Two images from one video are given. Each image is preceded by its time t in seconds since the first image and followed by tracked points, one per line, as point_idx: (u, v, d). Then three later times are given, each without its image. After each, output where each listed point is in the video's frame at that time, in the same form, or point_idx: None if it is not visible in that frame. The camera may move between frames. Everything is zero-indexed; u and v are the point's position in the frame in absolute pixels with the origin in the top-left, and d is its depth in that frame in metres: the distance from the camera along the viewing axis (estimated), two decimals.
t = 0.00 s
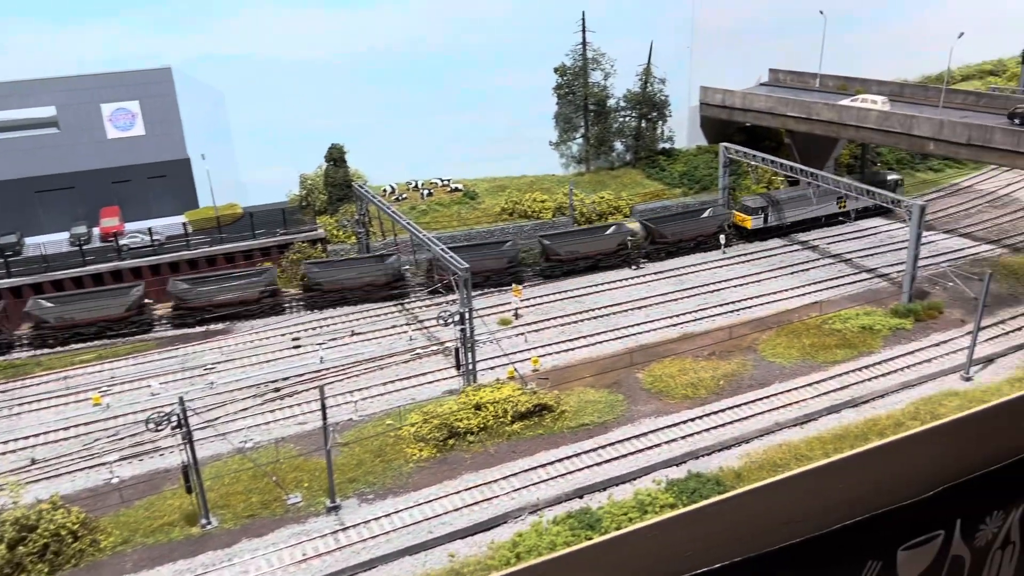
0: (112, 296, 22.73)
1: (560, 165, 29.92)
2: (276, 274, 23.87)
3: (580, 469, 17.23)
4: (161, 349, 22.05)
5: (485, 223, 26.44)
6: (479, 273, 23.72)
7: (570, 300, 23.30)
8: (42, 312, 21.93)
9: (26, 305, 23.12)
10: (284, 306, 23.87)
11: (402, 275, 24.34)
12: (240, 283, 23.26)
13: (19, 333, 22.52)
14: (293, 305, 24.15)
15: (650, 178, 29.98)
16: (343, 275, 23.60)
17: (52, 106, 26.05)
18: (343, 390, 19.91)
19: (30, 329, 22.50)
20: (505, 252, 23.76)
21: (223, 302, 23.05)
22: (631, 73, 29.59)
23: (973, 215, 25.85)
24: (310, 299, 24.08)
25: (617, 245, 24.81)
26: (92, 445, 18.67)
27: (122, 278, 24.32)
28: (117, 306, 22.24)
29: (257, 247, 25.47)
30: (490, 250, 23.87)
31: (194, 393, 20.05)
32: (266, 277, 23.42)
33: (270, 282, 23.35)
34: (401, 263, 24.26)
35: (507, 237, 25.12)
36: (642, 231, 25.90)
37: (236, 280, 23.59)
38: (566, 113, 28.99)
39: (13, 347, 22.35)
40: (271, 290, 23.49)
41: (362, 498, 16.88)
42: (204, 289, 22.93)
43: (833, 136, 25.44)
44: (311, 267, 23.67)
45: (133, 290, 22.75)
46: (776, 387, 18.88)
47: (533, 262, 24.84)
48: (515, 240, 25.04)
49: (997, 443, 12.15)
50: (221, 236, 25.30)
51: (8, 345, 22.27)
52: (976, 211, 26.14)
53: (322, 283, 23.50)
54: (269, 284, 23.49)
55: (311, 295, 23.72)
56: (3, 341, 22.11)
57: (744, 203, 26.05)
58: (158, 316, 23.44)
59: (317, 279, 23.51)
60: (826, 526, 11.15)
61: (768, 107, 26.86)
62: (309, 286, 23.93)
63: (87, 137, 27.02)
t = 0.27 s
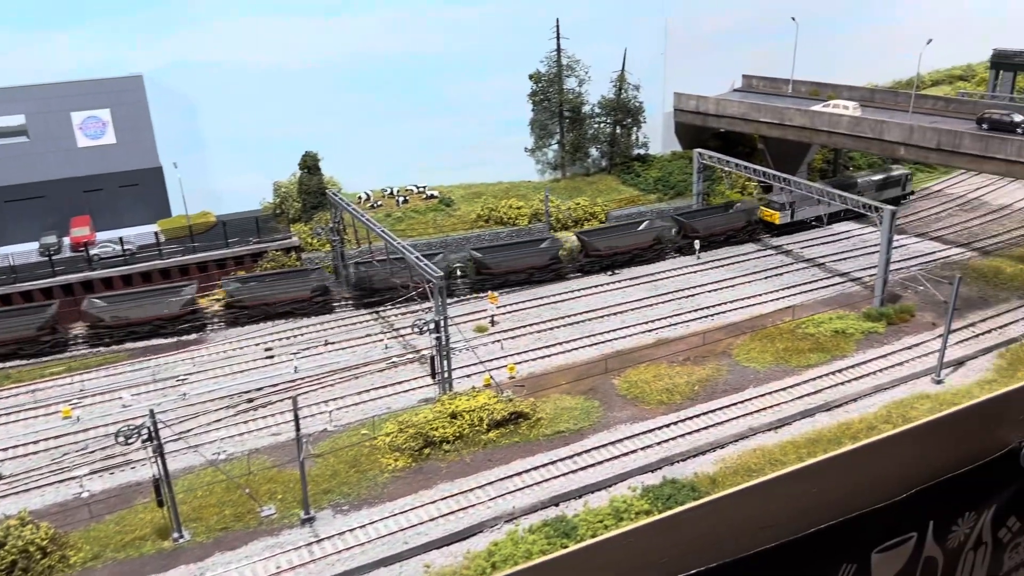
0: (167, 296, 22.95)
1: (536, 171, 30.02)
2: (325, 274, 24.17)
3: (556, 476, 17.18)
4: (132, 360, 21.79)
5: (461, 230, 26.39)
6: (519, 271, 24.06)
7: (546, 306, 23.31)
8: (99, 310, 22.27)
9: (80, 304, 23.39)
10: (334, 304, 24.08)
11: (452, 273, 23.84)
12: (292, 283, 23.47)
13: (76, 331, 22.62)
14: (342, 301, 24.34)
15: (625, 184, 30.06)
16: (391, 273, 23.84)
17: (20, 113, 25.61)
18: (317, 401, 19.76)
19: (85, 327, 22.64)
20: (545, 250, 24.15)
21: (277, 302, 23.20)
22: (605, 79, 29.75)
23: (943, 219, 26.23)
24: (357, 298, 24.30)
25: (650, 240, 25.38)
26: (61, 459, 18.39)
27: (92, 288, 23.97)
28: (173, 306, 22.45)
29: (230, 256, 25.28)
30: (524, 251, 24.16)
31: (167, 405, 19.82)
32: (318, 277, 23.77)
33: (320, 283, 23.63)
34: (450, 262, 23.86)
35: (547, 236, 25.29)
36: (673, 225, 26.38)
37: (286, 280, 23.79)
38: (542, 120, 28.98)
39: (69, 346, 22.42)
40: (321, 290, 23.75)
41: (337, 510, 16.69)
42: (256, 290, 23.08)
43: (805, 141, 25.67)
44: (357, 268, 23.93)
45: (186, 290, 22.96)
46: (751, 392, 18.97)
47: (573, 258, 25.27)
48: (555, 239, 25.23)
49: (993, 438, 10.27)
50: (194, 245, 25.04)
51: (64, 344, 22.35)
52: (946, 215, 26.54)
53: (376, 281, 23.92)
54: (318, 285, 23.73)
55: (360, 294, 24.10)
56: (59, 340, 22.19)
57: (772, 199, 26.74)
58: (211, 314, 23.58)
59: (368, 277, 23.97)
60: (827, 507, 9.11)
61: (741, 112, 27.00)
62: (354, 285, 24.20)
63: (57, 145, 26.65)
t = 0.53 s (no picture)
0: (223, 293, 23.36)
1: (514, 177, 30.02)
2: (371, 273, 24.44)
3: (534, 484, 17.10)
4: (106, 371, 21.52)
5: (439, 236, 26.34)
6: (559, 267, 24.79)
7: (525, 312, 23.32)
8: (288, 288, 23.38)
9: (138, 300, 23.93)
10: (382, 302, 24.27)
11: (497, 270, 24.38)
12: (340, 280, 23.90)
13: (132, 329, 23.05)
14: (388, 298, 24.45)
15: (603, 190, 30.18)
16: (444, 271, 23.59)
17: None
18: (293, 409, 19.59)
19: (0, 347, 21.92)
20: (583, 245, 24.93)
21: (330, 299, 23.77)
22: (581, 86, 29.86)
23: (916, 223, 26.56)
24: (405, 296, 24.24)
25: (683, 234, 26.16)
26: (32, 471, 18.08)
27: (65, 298, 23.66)
28: (228, 303, 22.89)
29: (205, 264, 25.10)
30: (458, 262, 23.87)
31: (141, 415, 19.58)
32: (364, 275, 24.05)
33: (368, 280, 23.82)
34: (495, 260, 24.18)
35: (584, 232, 26.14)
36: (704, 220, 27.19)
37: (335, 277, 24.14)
38: (520, 126, 29.14)
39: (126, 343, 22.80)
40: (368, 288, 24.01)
41: (314, 520, 16.47)
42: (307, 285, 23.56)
43: (780, 147, 25.89)
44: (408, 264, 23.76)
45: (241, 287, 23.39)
46: (727, 396, 19.05)
47: (610, 252, 25.97)
48: (593, 234, 26.08)
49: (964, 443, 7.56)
50: (169, 253, 24.81)
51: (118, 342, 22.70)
52: (919, 219, 26.90)
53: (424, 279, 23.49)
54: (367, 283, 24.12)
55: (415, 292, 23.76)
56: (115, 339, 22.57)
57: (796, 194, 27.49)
58: (265, 310, 23.96)
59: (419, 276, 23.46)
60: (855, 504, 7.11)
61: (716, 118, 27.17)
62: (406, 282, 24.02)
63: (29, 153, 26.29)
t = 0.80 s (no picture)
0: (277, 291, 23.76)
1: (491, 185, 30.01)
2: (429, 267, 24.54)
3: (510, 491, 17.03)
4: (79, 382, 21.30)
5: (416, 244, 26.34)
6: (600, 260, 25.73)
7: (502, 319, 23.37)
8: (219, 304, 23.07)
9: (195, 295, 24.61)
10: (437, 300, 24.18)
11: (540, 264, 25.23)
12: (399, 276, 23.60)
13: (52, 348, 22.52)
14: (441, 295, 24.45)
15: (579, 197, 30.37)
16: (493, 268, 24.23)
17: None
18: (268, 419, 19.48)
19: (63, 344, 22.49)
20: (621, 239, 25.83)
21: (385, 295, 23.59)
22: (558, 93, 30.03)
23: (889, 228, 26.94)
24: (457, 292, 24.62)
25: (715, 228, 27.17)
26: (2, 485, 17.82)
27: (37, 308, 23.38)
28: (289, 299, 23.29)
29: (180, 273, 24.96)
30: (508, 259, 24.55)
31: (115, 426, 19.39)
32: (422, 271, 23.76)
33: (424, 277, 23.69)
34: (538, 255, 25.01)
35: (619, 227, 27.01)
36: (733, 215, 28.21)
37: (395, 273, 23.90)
38: (495, 134, 29.04)
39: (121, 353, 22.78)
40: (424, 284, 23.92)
41: (289, 530, 16.30)
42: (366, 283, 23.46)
43: (754, 153, 26.14)
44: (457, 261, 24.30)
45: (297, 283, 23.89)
46: (703, 401, 19.17)
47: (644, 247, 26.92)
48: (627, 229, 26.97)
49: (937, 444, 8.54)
50: (143, 262, 24.64)
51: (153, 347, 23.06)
52: (892, 224, 27.29)
53: (473, 275, 23.95)
54: (422, 280, 23.77)
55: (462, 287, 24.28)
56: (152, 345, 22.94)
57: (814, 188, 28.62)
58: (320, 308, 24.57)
59: (468, 274, 23.82)
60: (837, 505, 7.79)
61: (691, 125, 27.38)
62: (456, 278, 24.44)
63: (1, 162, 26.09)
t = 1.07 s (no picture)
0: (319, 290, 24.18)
1: (469, 192, 30.12)
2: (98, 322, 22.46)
3: (487, 498, 16.87)
4: (53, 392, 21.06)
5: (393, 251, 26.32)
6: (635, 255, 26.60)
7: (480, 326, 23.41)
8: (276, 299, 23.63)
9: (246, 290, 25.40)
10: (484, 294, 24.99)
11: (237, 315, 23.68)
12: (441, 276, 24.08)
13: (116, 343, 22.99)
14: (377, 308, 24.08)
15: (558, 204, 30.49)
16: (538, 263, 25.12)
17: None
18: (244, 428, 19.36)
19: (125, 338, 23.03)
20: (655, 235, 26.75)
21: (435, 293, 23.94)
22: (535, 100, 30.18)
23: (864, 233, 27.25)
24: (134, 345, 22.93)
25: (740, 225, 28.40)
26: None
27: (10, 318, 23.10)
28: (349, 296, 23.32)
29: (156, 281, 24.81)
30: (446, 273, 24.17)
31: (88, 437, 19.19)
32: (466, 269, 24.31)
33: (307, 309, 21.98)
34: (578, 249, 25.96)
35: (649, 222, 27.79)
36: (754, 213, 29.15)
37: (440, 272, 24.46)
38: (474, 140, 29.13)
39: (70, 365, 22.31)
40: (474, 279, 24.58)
41: (264, 540, 16.08)
42: (416, 281, 23.85)
43: (730, 160, 26.37)
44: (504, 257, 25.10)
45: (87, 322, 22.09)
46: (680, 406, 19.25)
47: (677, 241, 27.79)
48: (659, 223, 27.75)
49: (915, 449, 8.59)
50: (118, 271, 24.47)
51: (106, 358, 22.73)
52: (867, 230, 27.59)
53: (521, 270, 24.85)
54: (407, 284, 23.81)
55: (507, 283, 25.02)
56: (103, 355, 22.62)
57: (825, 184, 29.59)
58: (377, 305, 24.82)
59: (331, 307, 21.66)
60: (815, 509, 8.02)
61: (668, 132, 27.57)
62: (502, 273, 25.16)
63: None
